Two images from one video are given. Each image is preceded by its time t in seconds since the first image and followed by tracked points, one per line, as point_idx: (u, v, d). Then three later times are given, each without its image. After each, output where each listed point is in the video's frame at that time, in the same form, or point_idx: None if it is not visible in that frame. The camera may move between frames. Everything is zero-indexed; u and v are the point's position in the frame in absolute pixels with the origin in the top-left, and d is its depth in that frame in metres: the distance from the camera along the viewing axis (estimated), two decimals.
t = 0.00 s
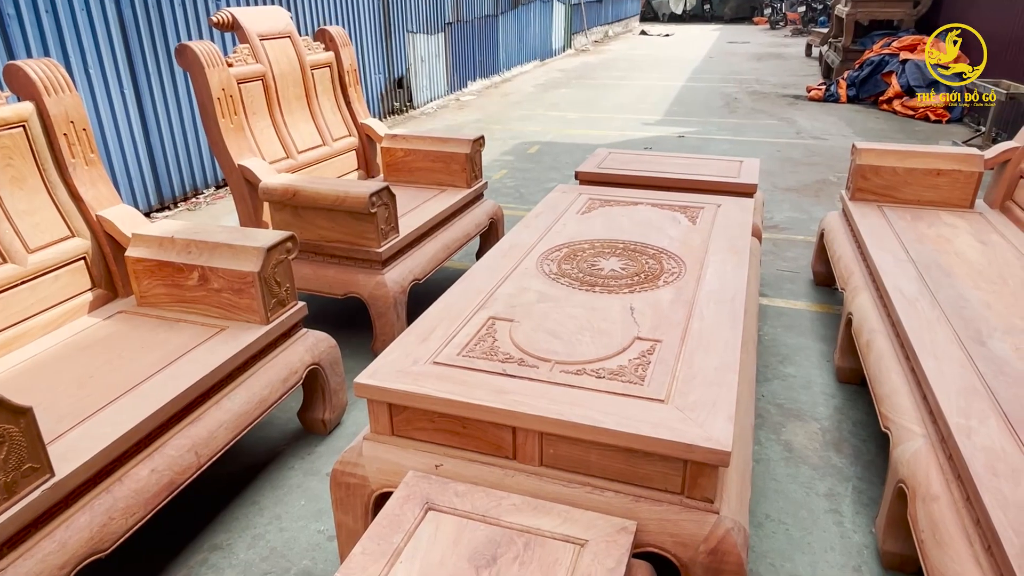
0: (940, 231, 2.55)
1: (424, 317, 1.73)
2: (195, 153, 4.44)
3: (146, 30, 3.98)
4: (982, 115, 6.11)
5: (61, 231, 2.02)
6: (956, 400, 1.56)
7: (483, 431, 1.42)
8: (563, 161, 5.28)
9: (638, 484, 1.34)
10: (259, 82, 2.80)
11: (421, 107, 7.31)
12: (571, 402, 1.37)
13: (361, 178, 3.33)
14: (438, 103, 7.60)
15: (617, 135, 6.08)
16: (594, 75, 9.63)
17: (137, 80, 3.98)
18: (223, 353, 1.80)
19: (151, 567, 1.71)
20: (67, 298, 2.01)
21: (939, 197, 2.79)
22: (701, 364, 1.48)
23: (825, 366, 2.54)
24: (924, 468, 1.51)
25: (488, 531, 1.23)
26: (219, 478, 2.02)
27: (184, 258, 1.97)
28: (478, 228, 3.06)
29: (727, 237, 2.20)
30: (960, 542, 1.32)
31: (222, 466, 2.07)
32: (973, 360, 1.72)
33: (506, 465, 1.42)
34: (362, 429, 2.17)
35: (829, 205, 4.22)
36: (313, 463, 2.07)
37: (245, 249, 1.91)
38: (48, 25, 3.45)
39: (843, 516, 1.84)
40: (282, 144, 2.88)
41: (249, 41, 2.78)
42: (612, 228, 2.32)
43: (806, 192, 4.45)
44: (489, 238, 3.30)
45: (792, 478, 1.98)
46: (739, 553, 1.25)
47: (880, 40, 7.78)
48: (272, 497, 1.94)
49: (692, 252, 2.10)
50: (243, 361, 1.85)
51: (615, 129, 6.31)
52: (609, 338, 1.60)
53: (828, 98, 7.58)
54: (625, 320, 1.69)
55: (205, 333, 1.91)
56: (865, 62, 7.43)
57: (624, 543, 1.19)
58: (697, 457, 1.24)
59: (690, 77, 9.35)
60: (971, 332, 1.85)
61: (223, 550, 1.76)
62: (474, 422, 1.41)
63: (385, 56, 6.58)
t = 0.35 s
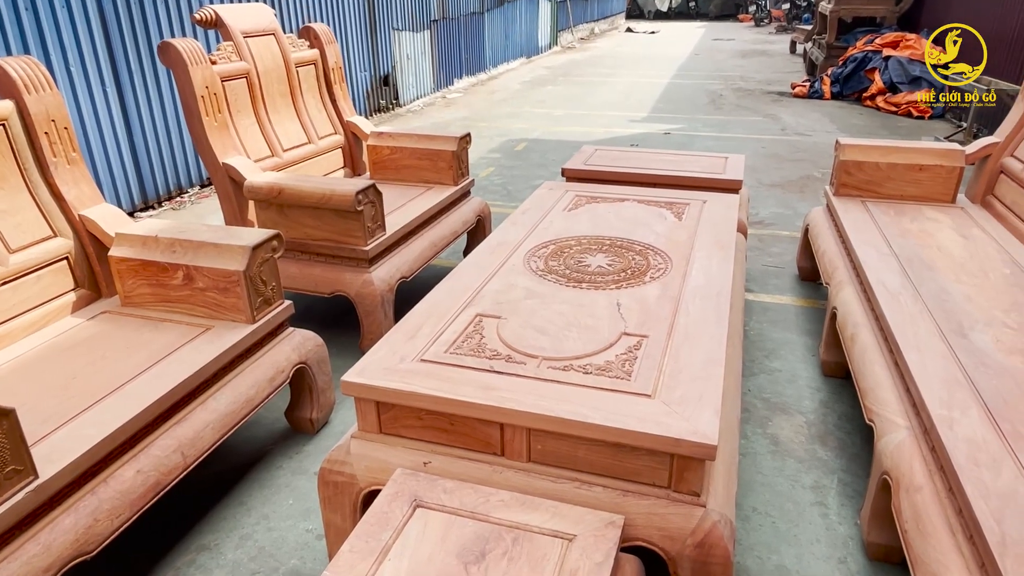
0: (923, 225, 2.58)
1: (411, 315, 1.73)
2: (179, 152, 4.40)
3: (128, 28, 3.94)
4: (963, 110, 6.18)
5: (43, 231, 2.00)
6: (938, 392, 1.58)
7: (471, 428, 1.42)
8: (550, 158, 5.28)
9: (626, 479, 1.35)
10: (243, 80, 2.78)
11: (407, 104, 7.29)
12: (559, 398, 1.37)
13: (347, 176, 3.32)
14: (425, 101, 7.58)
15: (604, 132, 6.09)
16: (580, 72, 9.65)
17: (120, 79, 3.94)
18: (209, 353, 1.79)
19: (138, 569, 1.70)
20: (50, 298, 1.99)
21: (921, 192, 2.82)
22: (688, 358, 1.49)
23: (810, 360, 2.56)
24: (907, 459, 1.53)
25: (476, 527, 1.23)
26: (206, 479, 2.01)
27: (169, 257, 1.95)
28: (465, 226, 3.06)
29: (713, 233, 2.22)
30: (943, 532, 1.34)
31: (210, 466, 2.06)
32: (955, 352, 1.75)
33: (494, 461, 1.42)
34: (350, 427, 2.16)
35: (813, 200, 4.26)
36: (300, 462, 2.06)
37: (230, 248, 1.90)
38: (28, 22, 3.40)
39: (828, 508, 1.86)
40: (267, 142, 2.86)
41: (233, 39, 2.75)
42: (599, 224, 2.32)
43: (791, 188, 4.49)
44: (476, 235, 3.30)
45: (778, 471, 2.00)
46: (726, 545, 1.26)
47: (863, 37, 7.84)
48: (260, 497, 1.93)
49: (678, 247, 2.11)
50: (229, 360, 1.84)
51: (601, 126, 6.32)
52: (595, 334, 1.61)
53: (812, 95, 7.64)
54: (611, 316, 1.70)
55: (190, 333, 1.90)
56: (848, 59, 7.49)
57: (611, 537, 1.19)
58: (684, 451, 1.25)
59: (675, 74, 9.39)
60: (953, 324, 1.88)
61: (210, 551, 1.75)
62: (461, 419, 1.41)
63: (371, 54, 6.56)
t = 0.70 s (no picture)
0: (902, 221, 2.61)
1: (393, 312, 1.72)
2: (161, 151, 4.36)
3: (108, 26, 3.90)
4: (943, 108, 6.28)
5: (20, 231, 1.97)
6: (915, 384, 1.61)
7: (452, 425, 1.42)
8: (534, 156, 5.29)
9: (607, 473, 1.36)
10: (224, 78, 2.76)
11: (392, 103, 7.27)
12: (539, 394, 1.38)
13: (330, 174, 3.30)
14: (409, 99, 7.56)
15: (588, 130, 6.10)
16: (565, 70, 9.66)
17: (100, 77, 3.90)
18: (189, 353, 1.78)
19: (118, 571, 1.68)
20: (29, 299, 1.97)
21: (900, 187, 2.86)
22: (668, 353, 1.50)
23: (792, 354, 2.59)
24: (885, 451, 1.55)
25: (457, 523, 1.23)
26: (188, 479, 1.99)
27: (148, 257, 1.94)
28: (449, 224, 3.06)
29: (695, 229, 2.23)
30: (919, 522, 1.35)
31: (191, 467, 2.04)
32: (932, 345, 1.77)
33: (475, 457, 1.42)
34: (333, 426, 2.16)
35: (795, 196, 4.30)
36: (283, 461, 2.05)
37: (210, 247, 1.89)
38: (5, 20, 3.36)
39: (809, 501, 1.88)
40: (248, 140, 2.84)
41: (213, 36, 2.73)
42: (581, 221, 2.33)
43: (773, 185, 4.53)
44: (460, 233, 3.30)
45: (760, 464, 2.02)
46: (705, 538, 1.27)
47: (844, 35, 7.92)
48: (243, 496, 1.92)
49: (660, 243, 2.12)
50: (209, 360, 1.83)
51: (585, 124, 6.33)
52: (577, 330, 1.62)
53: (795, 92, 7.70)
54: (593, 312, 1.70)
55: (170, 333, 1.88)
56: (830, 56, 7.56)
57: (591, 531, 1.20)
58: (663, 444, 1.26)
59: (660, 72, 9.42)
60: (930, 318, 1.90)
61: (193, 551, 1.74)
62: (443, 416, 1.42)
63: (354, 52, 6.53)
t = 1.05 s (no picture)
0: (886, 218, 2.63)
1: (380, 313, 1.72)
2: (145, 151, 4.32)
3: (91, 25, 3.86)
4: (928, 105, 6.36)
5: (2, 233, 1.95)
6: (899, 380, 1.62)
7: (439, 426, 1.42)
8: (523, 155, 5.29)
9: (594, 473, 1.36)
10: (209, 78, 2.74)
11: (379, 102, 7.24)
12: (526, 393, 1.38)
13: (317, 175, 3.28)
14: (397, 99, 7.54)
15: (576, 129, 6.11)
16: (553, 69, 9.66)
17: (83, 77, 3.86)
18: (174, 355, 1.76)
19: None
20: (11, 302, 1.94)
21: (885, 185, 2.88)
22: (654, 352, 1.51)
23: (779, 352, 2.60)
24: (870, 447, 1.56)
25: (445, 524, 1.23)
26: (174, 483, 1.98)
27: (132, 258, 1.92)
28: (437, 224, 3.05)
29: (682, 228, 2.24)
30: (903, 517, 1.36)
31: (177, 470, 2.03)
32: (916, 341, 1.79)
33: (462, 458, 1.42)
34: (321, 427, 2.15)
35: (782, 194, 4.33)
36: (270, 463, 2.04)
37: (194, 248, 1.87)
38: None
39: (796, 497, 1.89)
40: (234, 141, 2.82)
41: (197, 36, 2.71)
42: (568, 220, 2.33)
43: (759, 183, 4.55)
44: (448, 233, 3.29)
45: (747, 462, 2.03)
46: (691, 536, 1.28)
47: (830, 33, 7.97)
48: (229, 499, 1.91)
49: (647, 242, 2.13)
50: (194, 362, 1.81)
51: (573, 123, 6.34)
52: (564, 329, 1.62)
53: (781, 90, 7.75)
54: (580, 311, 1.71)
55: (155, 335, 1.87)
56: (816, 54, 7.61)
57: (579, 530, 1.20)
58: (649, 443, 1.26)
59: (647, 71, 9.45)
60: (914, 314, 1.92)
61: (179, 555, 1.72)
62: (430, 416, 1.41)
63: (341, 51, 6.50)
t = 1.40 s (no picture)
0: (876, 216, 2.65)
1: (373, 313, 1.72)
2: (135, 152, 4.29)
3: (80, 25, 3.83)
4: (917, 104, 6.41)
5: None
6: (890, 377, 1.63)
7: (433, 425, 1.42)
8: (515, 155, 5.29)
9: (587, 471, 1.36)
10: (199, 78, 2.72)
11: (371, 102, 7.23)
12: (520, 392, 1.38)
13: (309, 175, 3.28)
14: (389, 99, 7.52)
15: (568, 129, 6.12)
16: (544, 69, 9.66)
17: (72, 77, 3.83)
18: (166, 356, 1.76)
19: None
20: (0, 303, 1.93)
21: (875, 184, 2.90)
22: (647, 351, 1.52)
23: (770, 350, 2.62)
24: (861, 444, 1.58)
25: (439, 523, 1.23)
26: (167, 485, 1.97)
27: (123, 260, 1.91)
28: (429, 224, 3.05)
29: (674, 227, 2.24)
30: (894, 513, 1.37)
31: (170, 472, 2.02)
32: (906, 339, 1.80)
33: (456, 457, 1.42)
34: (314, 428, 2.14)
35: (773, 193, 4.35)
36: (264, 464, 2.04)
37: (186, 249, 1.87)
38: None
39: (788, 494, 1.91)
40: (225, 141, 2.81)
41: (187, 36, 2.70)
42: (561, 220, 2.34)
43: (751, 182, 4.57)
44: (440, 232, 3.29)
45: (740, 459, 2.04)
46: (684, 534, 1.28)
47: (820, 33, 8.01)
48: (222, 500, 1.91)
49: (639, 241, 2.14)
50: (186, 364, 1.81)
51: (565, 123, 6.35)
52: (557, 329, 1.62)
53: (772, 90, 7.78)
54: (573, 310, 1.71)
55: (147, 336, 1.86)
56: (806, 54, 7.65)
57: (573, 529, 1.21)
58: (642, 441, 1.27)
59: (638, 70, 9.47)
60: (904, 312, 1.94)
61: (173, 557, 1.72)
62: (423, 416, 1.41)
63: (332, 51, 6.48)
